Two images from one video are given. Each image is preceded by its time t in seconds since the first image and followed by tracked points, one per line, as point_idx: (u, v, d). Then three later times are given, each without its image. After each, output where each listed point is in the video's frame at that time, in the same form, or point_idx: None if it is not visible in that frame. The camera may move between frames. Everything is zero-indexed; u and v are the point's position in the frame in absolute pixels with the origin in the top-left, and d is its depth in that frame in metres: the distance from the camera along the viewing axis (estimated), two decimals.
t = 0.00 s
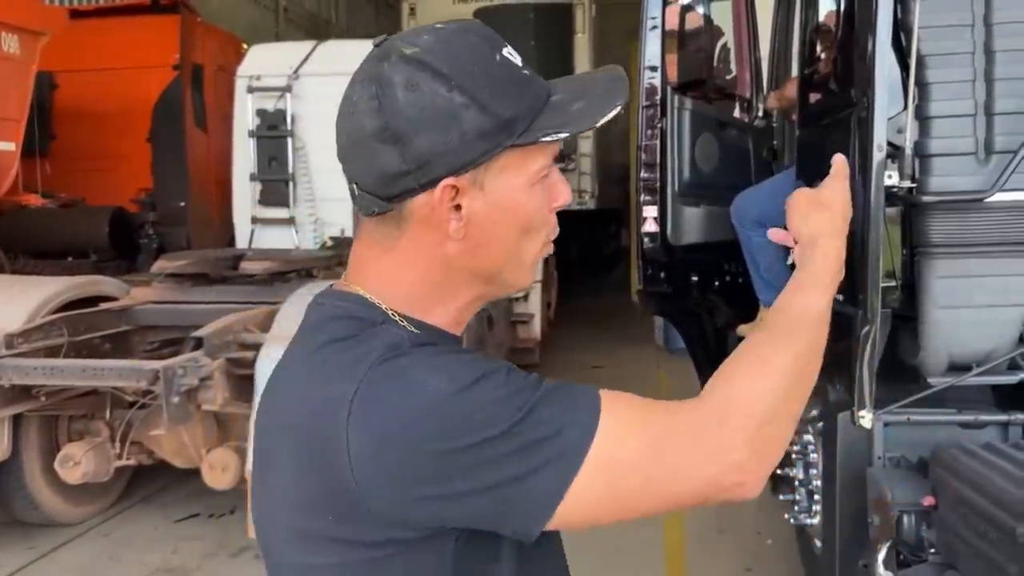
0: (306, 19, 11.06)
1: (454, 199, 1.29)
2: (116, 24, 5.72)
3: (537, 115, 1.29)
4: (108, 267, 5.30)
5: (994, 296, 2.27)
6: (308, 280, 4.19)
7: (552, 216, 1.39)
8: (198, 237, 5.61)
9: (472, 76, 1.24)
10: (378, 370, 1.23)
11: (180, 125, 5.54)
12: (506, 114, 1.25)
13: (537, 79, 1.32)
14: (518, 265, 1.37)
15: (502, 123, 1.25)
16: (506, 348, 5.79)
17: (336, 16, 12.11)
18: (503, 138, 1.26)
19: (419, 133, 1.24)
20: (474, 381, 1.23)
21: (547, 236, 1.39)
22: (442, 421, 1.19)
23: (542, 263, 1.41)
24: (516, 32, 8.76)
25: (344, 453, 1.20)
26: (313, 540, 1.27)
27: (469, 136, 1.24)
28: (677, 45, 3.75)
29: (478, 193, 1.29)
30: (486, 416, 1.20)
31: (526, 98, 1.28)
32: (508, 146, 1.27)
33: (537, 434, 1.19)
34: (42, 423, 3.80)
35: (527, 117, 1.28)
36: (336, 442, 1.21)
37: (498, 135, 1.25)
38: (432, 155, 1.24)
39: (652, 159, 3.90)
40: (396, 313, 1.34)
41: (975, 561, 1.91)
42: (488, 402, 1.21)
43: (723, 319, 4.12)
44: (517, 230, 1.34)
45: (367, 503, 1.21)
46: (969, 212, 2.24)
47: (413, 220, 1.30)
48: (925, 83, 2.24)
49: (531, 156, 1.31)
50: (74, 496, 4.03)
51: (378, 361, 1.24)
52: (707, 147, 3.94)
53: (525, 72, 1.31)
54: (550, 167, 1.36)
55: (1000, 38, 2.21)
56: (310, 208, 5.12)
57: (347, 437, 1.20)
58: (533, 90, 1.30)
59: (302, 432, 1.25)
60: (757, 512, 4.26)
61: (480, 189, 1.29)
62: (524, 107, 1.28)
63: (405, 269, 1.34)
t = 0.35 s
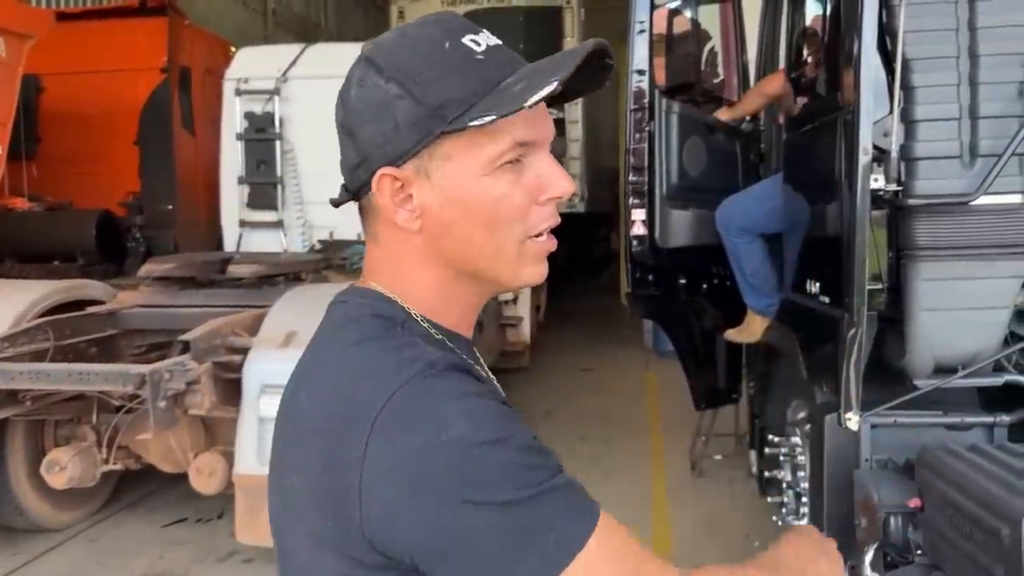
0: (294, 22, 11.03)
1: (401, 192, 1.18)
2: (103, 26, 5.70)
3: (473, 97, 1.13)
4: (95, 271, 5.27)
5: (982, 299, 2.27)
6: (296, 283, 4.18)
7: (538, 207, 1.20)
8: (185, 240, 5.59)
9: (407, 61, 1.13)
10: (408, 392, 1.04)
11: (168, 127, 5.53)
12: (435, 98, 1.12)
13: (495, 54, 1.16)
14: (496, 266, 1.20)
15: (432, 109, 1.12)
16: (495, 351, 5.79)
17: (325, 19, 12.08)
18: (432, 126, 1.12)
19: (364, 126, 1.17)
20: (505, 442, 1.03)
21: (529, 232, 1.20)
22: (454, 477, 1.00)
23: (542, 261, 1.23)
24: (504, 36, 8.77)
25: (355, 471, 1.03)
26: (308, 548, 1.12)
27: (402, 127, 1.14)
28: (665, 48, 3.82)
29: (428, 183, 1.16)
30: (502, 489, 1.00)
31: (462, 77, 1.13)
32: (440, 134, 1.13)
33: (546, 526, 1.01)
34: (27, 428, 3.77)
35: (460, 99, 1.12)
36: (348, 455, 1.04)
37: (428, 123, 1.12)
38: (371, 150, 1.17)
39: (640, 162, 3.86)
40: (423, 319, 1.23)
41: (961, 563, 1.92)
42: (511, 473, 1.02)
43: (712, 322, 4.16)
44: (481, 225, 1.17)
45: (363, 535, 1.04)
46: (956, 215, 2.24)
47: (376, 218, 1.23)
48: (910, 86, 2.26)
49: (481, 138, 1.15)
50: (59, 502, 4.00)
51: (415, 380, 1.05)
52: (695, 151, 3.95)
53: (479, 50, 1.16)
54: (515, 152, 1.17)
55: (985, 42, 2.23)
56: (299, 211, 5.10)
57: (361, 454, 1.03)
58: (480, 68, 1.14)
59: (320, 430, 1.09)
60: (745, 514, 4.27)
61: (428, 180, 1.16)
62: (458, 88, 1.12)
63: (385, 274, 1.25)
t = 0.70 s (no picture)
0: (282, 26, 11.02)
1: (384, 200, 1.21)
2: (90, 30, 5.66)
3: (435, 113, 1.12)
4: (81, 276, 5.25)
5: (968, 303, 2.29)
6: (283, 287, 4.17)
7: (509, 226, 1.18)
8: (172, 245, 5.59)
9: (387, 73, 1.14)
10: (293, 421, 1.03)
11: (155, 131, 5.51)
12: (400, 111, 1.12)
13: (467, 68, 1.14)
14: (473, 280, 1.20)
15: (399, 122, 1.13)
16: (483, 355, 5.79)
17: (313, 23, 12.08)
18: (397, 140, 1.13)
19: (357, 136, 1.20)
20: (313, 516, 0.97)
21: (505, 250, 1.18)
22: (249, 516, 0.98)
23: (520, 281, 1.21)
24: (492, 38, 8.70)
25: (245, 454, 1.08)
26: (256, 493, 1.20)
27: (378, 137, 1.15)
28: (652, 54, 3.90)
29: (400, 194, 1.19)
30: (271, 552, 0.96)
31: (430, 91, 1.12)
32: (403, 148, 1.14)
33: None
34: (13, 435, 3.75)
35: (424, 113, 1.11)
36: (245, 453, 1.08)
37: (393, 136, 1.13)
38: (360, 157, 1.20)
39: (627, 166, 3.92)
40: (415, 327, 1.21)
41: (946, 564, 1.93)
42: (291, 543, 0.96)
43: (699, 325, 4.14)
44: (452, 239, 1.18)
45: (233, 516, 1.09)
46: (941, 219, 2.26)
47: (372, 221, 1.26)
48: (895, 91, 2.27)
49: (447, 154, 1.16)
50: (45, 508, 3.98)
51: (306, 411, 1.03)
52: (682, 156, 3.95)
53: (455, 63, 1.14)
54: (484, 169, 1.17)
55: (968, 47, 2.25)
56: (286, 215, 5.09)
57: (249, 446, 1.07)
58: (450, 83, 1.12)
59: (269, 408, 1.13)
60: (733, 516, 4.28)
61: (403, 190, 1.19)
62: (424, 102, 1.12)
63: (384, 281, 1.27)
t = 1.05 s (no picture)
0: (270, 29, 11.00)
1: (335, 207, 1.29)
2: (77, 33, 5.70)
3: (360, 120, 1.18)
4: (67, 280, 5.22)
5: (953, 309, 2.31)
6: (270, 291, 4.15)
7: (439, 236, 1.23)
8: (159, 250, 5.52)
9: (334, 81, 1.22)
10: (198, 412, 1.14)
11: (142, 135, 5.49)
12: (338, 116, 1.20)
13: (399, 75, 1.19)
14: (411, 289, 1.25)
15: (336, 128, 1.20)
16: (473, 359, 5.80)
17: (301, 26, 12.06)
18: (334, 147, 1.21)
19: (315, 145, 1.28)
20: (195, 498, 1.07)
21: (435, 261, 1.23)
22: (155, 498, 1.11)
23: (454, 291, 1.25)
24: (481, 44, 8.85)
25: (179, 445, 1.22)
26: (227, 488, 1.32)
27: (324, 144, 1.23)
28: (639, 59, 3.90)
29: (343, 201, 1.27)
30: (165, 529, 1.08)
31: (360, 99, 1.18)
32: (337, 153, 1.21)
33: None
34: None
35: (353, 121, 1.18)
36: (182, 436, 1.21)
37: (331, 139, 1.21)
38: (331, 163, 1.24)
39: (615, 171, 3.93)
40: (364, 333, 1.28)
41: (931, 566, 1.94)
42: (176, 521, 1.07)
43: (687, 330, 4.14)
44: (386, 247, 1.23)
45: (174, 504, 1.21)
46: (926, 224, 2.27)
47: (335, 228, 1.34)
48: (880, 96, 2.29)
49: (378, 161, 1.22)
50: (30, 514, 3.95)
51: (209, 404, 1.14)
52: (669, 160, 3.96)
53: (392, 71, 1.20)
54: (414, 178, 1.22)
55: (952, 52, 2.27)
56: (273, 218, 5.08)
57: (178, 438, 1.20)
58: (382, 90, 1.18)
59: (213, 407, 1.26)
60: (720, 520, 4.29)
61: (347, 197, 1.26)
62: (354, 109, 1.18)
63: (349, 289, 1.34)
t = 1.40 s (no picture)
0: (258, 31, 10.97)
1: (296, 216, 1.30)
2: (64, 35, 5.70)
3: (302, 126, 1.19)
4: (53, 282, 5.19)
5: (937, 311, 2.32)
6: (258, 294, 4.14)
7: (393, 236, 1.23)
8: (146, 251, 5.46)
9: (280, 89, 1.23)
10: (177, 436, 1.10)
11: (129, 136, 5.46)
12: (284, 122, 1.20)
13: (340, 77, 1.18)
14: (369, 291, 1.25)
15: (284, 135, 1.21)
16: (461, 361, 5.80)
17: (289, 28, 12.04)
18: (284, 155, 1.22)
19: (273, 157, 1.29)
20: (192, 528, 1.05)
21: (392, 260, 1.23)
22: (146, 530, 1.07)
23: (409, 289, 1.25)
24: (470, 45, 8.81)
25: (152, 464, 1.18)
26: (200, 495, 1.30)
27: (277, 154, 1.24)
28: (626, 63, 3.90)
29: (299, 208, 1.28)
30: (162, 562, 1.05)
31: (303, 104, 1.19)
32: (289, 159, 1.22)
33: None
34: None
35: (298, 127, 1.19)
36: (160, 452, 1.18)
37: (282, 147, 1.22)
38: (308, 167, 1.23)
39: (603, 174, 4.04)
40: (337, 342, 1.26)
41: (917, 568, 1.95)
42: (177, 555, 1.04)
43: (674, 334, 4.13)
44: (343, 251, 1.24)
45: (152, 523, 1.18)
46: (908, 228, 2.29)
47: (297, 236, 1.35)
48: (865, 101, 2.30)
49: (327, 165, 1.22)
50: (15, 518, 3.93)
51: (186, 427, 1.10)
52: (657, 163, 3.98)
53: (335, 74, 1.20)
54: (364, 180, 1.22)
55: (937, 57, 2.28)
56: (261, 221, 5.07)
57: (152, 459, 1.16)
58: (324, 93, 1.18)
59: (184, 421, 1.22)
60: (708, 522, 4.30)
61: (302, 204, 1.27)
62: (296, 115, 1.19)
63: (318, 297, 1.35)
